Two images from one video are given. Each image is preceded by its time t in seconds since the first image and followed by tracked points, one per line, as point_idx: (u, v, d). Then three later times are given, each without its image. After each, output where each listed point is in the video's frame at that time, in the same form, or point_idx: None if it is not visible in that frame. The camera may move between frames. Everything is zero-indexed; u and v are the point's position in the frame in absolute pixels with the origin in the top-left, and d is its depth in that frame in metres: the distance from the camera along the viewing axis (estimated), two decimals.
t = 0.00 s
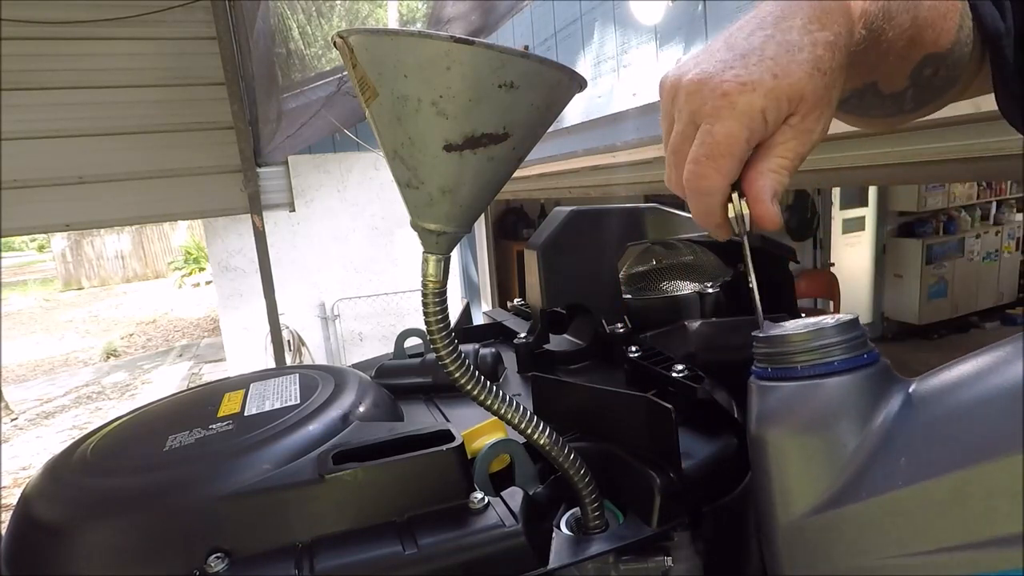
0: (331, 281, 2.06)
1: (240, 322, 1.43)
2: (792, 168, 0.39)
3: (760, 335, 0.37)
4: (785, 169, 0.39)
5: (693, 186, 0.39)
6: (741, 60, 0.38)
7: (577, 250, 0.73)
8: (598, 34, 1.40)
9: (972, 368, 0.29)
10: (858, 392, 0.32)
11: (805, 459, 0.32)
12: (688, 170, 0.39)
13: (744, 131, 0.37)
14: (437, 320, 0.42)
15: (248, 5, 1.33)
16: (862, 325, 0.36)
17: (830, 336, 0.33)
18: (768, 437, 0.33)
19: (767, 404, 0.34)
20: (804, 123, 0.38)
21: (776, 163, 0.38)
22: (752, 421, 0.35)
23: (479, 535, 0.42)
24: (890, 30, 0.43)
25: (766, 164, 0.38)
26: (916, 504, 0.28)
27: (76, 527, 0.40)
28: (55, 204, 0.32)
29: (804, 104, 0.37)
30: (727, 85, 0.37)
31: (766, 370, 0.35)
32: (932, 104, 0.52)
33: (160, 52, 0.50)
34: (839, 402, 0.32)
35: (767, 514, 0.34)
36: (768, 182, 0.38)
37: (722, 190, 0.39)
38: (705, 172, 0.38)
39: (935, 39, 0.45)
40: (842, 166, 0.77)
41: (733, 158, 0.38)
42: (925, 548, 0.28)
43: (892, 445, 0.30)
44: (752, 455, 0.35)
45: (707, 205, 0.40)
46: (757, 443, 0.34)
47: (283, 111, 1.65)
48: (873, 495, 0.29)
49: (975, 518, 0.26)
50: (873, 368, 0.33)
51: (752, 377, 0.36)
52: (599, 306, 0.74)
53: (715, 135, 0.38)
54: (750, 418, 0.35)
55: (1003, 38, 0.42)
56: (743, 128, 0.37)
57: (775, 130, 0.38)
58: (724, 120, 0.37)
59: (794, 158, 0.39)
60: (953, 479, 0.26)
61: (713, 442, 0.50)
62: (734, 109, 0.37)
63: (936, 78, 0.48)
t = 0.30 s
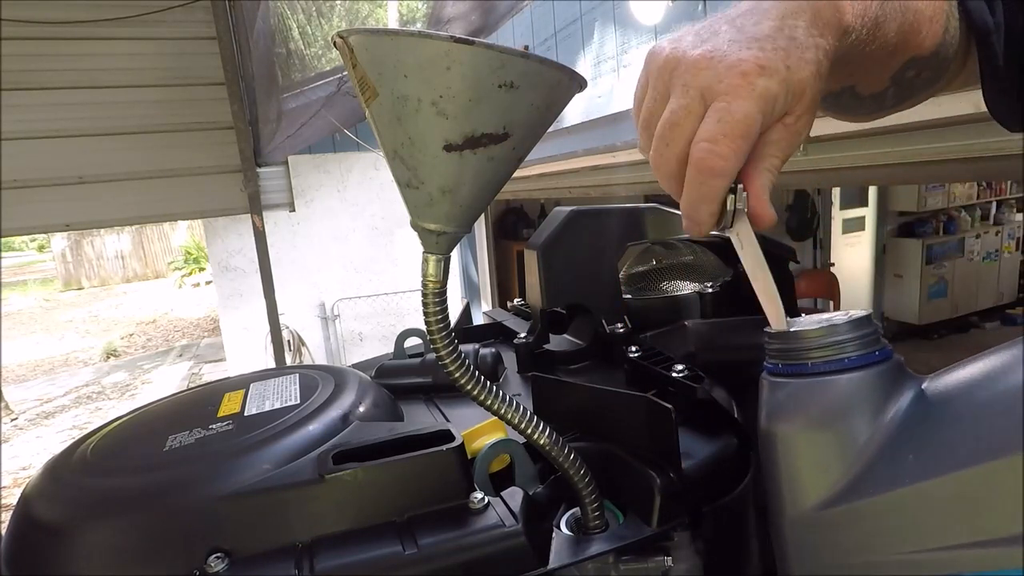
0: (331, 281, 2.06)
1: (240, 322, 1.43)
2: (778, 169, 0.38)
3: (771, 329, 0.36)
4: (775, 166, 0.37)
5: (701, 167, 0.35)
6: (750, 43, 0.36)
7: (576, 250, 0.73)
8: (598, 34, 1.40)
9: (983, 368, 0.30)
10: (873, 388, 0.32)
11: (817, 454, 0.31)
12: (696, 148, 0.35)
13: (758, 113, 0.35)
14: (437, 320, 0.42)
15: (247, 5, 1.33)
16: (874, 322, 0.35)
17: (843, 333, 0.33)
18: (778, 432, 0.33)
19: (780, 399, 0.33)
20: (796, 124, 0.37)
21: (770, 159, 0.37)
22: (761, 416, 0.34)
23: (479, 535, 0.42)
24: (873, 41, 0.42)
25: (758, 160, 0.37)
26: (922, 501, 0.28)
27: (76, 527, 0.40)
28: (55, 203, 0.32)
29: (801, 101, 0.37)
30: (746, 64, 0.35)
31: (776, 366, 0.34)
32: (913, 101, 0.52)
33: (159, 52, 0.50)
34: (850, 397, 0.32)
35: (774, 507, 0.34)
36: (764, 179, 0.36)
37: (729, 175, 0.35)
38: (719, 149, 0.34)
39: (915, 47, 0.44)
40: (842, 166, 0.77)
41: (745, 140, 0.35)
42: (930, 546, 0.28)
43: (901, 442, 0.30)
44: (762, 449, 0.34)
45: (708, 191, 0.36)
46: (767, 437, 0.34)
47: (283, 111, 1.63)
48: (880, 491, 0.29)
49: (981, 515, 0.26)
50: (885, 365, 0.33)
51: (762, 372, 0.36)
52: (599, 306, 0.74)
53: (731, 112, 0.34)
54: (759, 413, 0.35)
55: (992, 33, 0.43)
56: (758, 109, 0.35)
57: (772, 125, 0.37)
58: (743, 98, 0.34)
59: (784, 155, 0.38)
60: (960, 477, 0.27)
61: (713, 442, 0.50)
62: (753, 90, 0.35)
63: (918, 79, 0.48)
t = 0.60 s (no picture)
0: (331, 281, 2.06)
1: (240, 322, 1.43)
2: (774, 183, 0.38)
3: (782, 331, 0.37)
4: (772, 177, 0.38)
5: (733, 160, 0.32)
6: (772, 51, 0.36)
7: (576, 251, 0.72)
8: (598, 34, 1.40)
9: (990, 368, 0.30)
10: (884, 384, 0.32)
11: (822, 450, 0.32)
12: (726, 142, 0.33)
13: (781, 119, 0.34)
14: (437, 320, 0.42)
15: (247, 6, 1.33)
16: (884, 320, 0.36)
17: (852, 332, 0.34)
18: (787, 429, 0.33)
19: (788, 396, 0.34)
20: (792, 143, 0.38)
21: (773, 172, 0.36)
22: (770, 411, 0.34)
23: (478, 535, 0.42)
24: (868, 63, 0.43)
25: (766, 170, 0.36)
26: (926, 496, 0.28)
27: (76, 526, 0.41)
28: (55, 204, 0.32)
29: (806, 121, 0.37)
30: (773, 68, 0.35)
31: (787, 363, 0.35)
32: (911, 107, 0.51)
33: (159, 52, 0.50)
34: (858, 393, 0.32)
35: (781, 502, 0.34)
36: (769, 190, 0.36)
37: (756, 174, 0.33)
38: (753, 144, 0.32)
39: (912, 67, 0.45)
40: (842, 167, 0.77)
41: (772, 142, 0.33)
42: (930, 541, 0.28)
43: (904, 439, 0.30)
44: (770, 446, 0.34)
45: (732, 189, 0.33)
46: (774, 434, 0.34)
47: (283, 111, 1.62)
48: (883, 486, 0.29)
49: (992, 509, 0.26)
50: (894, 363, 0.33)
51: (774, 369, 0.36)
52: (599, 306, 0.74)
53: (760, 112, 0.33)
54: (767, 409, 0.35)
55: (994, 44, 0.40)
56: (781, 116, 0.34)
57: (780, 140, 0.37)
58: (772, 99, 0.33)
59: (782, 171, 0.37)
60: (968, 471, 0.27)
61: (714, 442, 0.50)
62: (781, 94, 0.34)
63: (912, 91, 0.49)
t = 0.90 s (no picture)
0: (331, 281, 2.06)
1: (240, 322, 1.43)
2: (771, 146, 0.36)
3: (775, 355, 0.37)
4: (769, 140, 0.35)
5: (672, 137, 0.34)
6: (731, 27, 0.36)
7: (576, 251, 0.72)
8: (598, 34, 1.40)
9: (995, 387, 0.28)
10: (885, 414, 0.32)
11: (825, 487, 0.32)
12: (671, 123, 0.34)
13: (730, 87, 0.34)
14: (438, 320, 0.42)
15: (248, 6, 1.33)
16: (881, 342, 0.35)
17: (847, 359, 0.33)
18: (785, 465, 0.34)
19: (784, 431, 0.34)
20: (782, 103, 0.36)
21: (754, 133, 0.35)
22: (768, 447, 0.35)
23: (478, 536, 0.42)
24: (880, 44, 0.40)
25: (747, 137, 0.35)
26: (935, 540, 0.28)
27: (76, 527, 0.40)
28: (55, 203, 0.32)
29: (784, 84, 0.35)
30: (724, 46, 0.35)
31: (778, 394, 0.35)
32: (925, 114, 0.49)
33: (159, 51, 0.50)
34: (855, 427, 0.32)
35: (788, 538, 0.35)
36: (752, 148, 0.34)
37: (698, 143, 0.34)
38: (689, 120, 0.34)
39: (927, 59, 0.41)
40: (842, 167, 0.77)
41: (717, 115, 0.34)
42: None
43: (912, 472, 0.29)
44: (770, 480, 0.35)
45: (679, 160, 0.35)
46: (775, 467, 0.34)
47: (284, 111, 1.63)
48: (890, 530, 0.29)
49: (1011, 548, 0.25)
50: (893, 390, 0.32)
51: (767, 398, 0.37)
52: (599, 306, 0.74)
53: (701, 87, 0.34)
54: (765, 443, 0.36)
55: (996, 57, 0.41)
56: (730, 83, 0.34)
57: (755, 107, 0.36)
58: (717, 76, 0.34)
59: (775, 134, 0.36)
60: (974, 519, 0.26)
61: (714, 442, 0.50)
62: (729, 68, 0.34)
63: (928, 91, 0.44)
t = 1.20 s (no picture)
0: (331, 281, 2.06)
1: (240, 322, 1.43)
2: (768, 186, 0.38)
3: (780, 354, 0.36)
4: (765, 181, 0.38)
5: (679, 174, 0.36)
6: (739, 75, 0.39)
7: (577, 252, 0.72)
8: (598, 34, 1.40)
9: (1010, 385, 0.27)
10: (890, 414, 0.31)
11: (830, 488, 0.31)
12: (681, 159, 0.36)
13: (734, 131, 0.36)
14: (438, 320, 0.42)
15: (248, 6, 1.33)
16: (886, 342, 0.34)
17: (853, 358, 0.32)
18: (789, 464, 0.32)
19: (789, 429, 0.33)
20: (787, 142, 0.39)
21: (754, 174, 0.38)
22: (772, 446, 0.34)
23: (478, 535, 0.42)
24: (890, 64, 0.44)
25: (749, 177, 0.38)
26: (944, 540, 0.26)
27: (76, 527, 0.40)
28: (55, 203, 0.32)
29: (788, 124, 0.38)
30: (732, 93, 0.38)
31: (783, 393, 0.34)
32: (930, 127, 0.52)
33: (159, 51, 0.50)
34: (862, 425, 0.31)
35: (790, 540, 0.33)
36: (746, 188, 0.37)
37: (706, 181, 0.36)
38: (700, 158, 0.35)
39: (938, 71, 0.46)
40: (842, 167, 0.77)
41: (724, 155, 0.36)
42: None
43: (919, 473, 0.28)
44: (775, 482, 0.34)
45: (683, 194, 0.37)
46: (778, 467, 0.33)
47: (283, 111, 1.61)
48: (898, 530, 0.28)
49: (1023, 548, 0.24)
50: (900, 389, 0.32)
51: (770, 398, 0.35)
52: (599, 306, 0.74)
53: (707, 132, 0.36)
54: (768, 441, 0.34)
55: (1004, 64, 0.45)
56: (735, 129, 0.36)
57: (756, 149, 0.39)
58: (723, 121, 0.37)
59: (774, 175, 0.39)
60: (984, 517, 0.25)
61: (713, 442, 0.50)
62: (735, 114, 0.37)
63: (943, 100, 0.49)
